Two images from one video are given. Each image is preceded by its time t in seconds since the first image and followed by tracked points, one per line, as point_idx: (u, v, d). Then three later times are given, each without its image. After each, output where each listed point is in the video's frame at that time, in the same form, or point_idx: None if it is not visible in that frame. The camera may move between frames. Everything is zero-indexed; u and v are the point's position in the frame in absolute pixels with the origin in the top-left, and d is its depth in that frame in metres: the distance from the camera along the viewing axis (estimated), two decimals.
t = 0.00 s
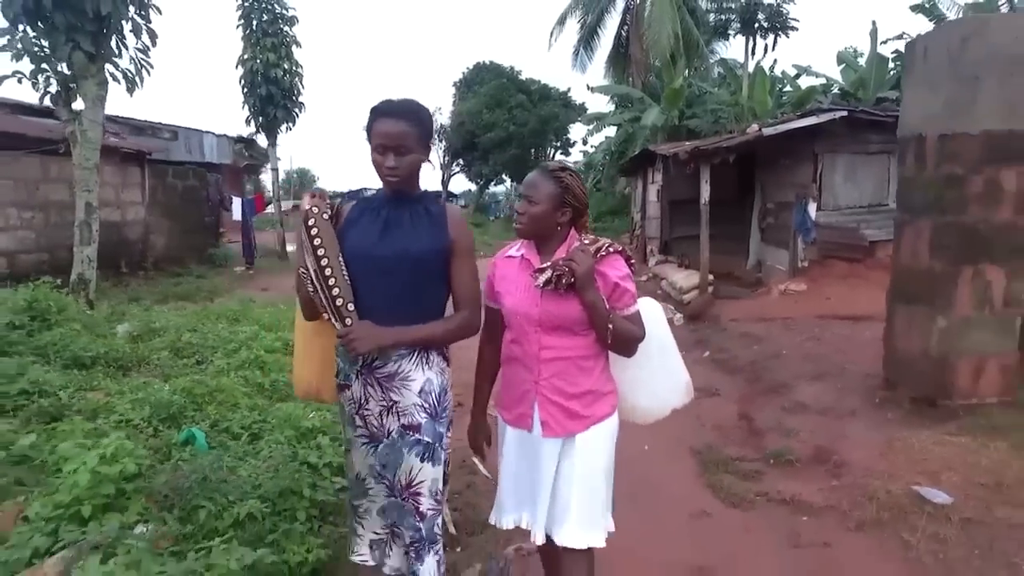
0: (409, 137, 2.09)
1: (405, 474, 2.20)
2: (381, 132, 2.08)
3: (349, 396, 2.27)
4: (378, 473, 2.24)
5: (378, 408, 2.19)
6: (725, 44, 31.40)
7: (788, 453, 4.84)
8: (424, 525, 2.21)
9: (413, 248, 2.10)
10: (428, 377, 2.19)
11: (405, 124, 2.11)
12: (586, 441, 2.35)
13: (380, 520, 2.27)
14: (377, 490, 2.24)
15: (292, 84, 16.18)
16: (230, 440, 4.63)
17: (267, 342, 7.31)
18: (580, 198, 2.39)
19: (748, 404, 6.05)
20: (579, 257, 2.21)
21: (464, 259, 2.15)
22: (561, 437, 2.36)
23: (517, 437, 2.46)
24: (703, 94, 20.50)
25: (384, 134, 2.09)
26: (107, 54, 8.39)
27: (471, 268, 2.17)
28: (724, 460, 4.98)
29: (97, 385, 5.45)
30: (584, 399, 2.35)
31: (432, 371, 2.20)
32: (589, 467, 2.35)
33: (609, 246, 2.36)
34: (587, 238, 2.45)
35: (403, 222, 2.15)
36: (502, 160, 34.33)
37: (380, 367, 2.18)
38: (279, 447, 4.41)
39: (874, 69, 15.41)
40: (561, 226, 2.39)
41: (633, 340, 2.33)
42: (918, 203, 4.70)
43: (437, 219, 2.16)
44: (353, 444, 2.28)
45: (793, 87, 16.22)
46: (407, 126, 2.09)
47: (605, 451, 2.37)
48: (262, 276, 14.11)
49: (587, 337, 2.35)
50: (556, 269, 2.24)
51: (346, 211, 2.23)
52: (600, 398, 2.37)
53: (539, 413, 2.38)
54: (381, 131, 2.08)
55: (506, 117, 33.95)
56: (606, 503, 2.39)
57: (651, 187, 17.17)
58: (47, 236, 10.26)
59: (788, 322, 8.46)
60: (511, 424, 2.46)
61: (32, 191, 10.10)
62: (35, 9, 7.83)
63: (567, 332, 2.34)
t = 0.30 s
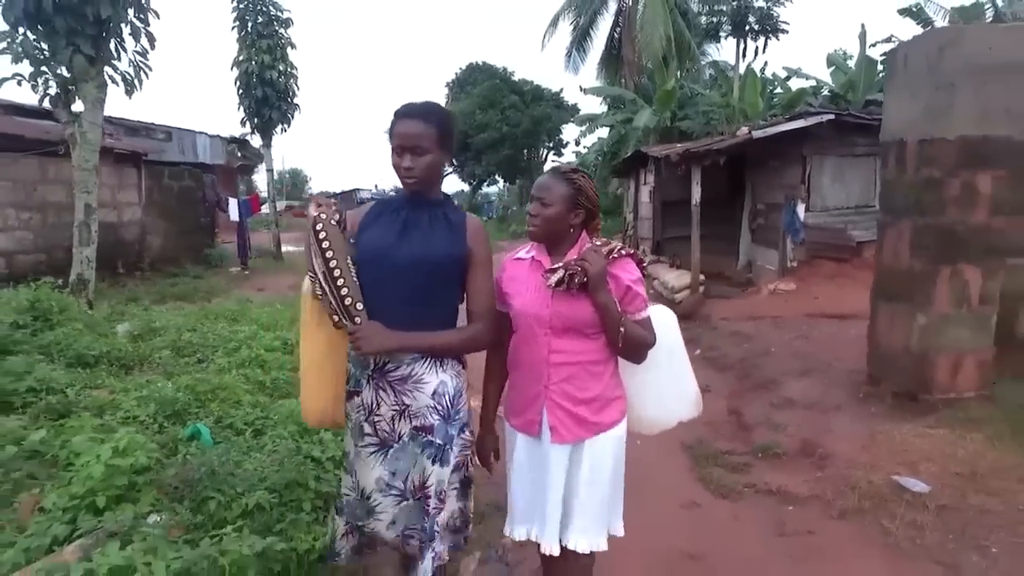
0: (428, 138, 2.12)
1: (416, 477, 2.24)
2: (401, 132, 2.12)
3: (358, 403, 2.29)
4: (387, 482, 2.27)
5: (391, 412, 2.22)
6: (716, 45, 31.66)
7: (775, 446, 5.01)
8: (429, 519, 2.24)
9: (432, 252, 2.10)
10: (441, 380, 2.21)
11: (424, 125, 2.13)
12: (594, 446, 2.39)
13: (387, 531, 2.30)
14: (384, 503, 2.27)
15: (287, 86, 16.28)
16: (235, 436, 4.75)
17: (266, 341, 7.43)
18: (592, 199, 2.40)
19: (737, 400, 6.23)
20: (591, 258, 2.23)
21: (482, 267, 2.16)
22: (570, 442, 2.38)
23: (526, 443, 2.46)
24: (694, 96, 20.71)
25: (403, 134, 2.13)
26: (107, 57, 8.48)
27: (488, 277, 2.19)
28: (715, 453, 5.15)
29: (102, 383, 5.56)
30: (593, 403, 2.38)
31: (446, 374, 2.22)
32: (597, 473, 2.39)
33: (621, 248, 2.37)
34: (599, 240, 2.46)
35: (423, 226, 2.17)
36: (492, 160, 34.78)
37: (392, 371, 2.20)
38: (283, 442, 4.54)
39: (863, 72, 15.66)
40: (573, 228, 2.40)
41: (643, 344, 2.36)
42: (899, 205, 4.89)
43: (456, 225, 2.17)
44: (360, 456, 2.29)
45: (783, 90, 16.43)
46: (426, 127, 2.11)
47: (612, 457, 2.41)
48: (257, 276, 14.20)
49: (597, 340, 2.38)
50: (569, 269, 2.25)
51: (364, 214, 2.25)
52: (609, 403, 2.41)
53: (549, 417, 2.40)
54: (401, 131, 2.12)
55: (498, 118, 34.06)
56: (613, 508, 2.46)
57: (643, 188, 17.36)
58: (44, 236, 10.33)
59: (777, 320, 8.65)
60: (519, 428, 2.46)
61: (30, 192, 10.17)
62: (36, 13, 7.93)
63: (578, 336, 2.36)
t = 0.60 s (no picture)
0: (430, 140, 2.16)
1: (413, 469, 2.26)
2: (405, 134, 2.16)
3: (359, 391, 2.25)
4: (380, 471, 2.24)
5: (394, 403, 2.23)
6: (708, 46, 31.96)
7: (759, 435, 5.23)
8: (422, 512, 2.31)
9: (441, 253, 2.17)
10: (443, 375, 2.30)
11: (426, 125, 2.18)
12: (606, 437, 2.43)
13: (373, 526, 2.23)
14: (376, 492, 2.23)
15: (283, 86, 16.41)
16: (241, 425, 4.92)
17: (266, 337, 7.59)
18: (605, 194, 2.40)
19: (725, 391, 6.44)
20: (611, 250, 2.25)
21: (486, 270, 2.24)
22: (585, 432, 2.39)
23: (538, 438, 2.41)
24: (686, 96, 20.96)
25: (407, 135, 2.17)
26: (107, 59, 8.62)
27: (492, 278, 2.26)
28: (702, 442, 5.36)
29: (110, 376, 5.72)
30: (605, 395, 2.41)
31: (448, 370, 2.31)
32: (611, 460, 2.44)
33: (634, 243, 2.40)
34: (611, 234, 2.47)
35: (431, 225, 2.23)
36: (485, 160, 34.98)
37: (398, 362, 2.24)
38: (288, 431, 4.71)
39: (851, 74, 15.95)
40: (588, 223, 2.39)
41: (655, 337, 2.41)
42: (877, 204, 5.12)
43: (465, 227, 2.24)
44: (356, 442, 2.25)
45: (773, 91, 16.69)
46: (428, 129, 2.16)
47: (621, 445, 2.47)
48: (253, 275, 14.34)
49: (611, 333, 2.39)
50: (589, 262, 2.25)
51: (373, 210, 2.31)
52: (620, 395, 2.45)
53: (564, 409, 2.38)
54: (404, 134, 2.17)
55: (491, 118, 34.23)
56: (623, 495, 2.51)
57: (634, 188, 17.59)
58: (43, 235, 10.46)
59: (764, 316, 8.89)
60: (532, 423, 2.41)
61: (30, 191, 10.29)
62: (38, 15, 8.07)
63: (594, 328, 2.36)
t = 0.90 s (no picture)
0: (414, 138, 2.14)
1: (416, 474, 2.28)
2: (388, 134, 2.14)
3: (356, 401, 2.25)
4: (384, 481, 2.26)
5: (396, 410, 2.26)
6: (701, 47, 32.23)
7: (746, 424, 5.45)
8: (435, 514, 2.34)
9: (429, 251, 2.15)
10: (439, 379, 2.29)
11: (409, 124, 2.15)
12: (610, 427, 2.56)
13: (387, 537, 2.25)
14: (384, 502, 2.25)
15: (280, 87, 16.56)
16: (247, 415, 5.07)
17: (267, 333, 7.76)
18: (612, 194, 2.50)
19: (714, 383, 6.66)
20: (627, 248, 2.38)
21: (471, 264, 2.21)
22: (595, 423, 2.49)
23: (549, 430, 2.48)
24: (678, 97, 21.19)
25: (390, 136, 2.15)
26: (110, 60, 8.77)
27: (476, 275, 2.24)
28: (691, 431, 5.58)
29: (118, 369, 5.89)
30: (611, 387, 2.53)
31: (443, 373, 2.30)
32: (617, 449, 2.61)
33: (638, 241, 2.55)
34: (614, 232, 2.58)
35: (417, 225, 2.20)
36: (479, 160, 35.17)
37: (396, 368, 2.22)
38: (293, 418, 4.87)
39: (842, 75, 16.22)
40: (596, 221, 2.49)
41: (655, 330, 2.59)
42: (858, 202, 5.35)
43: (450, 224, 2.21)
44: (360, 453, 2.27)
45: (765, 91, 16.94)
46: (412, 127, 2.13)
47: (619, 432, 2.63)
48: (250, 273, 14.50)
49: (617, 328, 2.52)
50: (607, 260, 2.36)
51: (354, 214, 2.28)
52: (621, 386, 2.57)
53: (575, 402, 2.47)
54: (388, 134, 2.14)
55: (486, 118, 34.39)
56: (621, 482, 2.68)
57: (627, 187, 17.81)
58: (45, 234, 10.59)
59: (753, 312, 9.12)
60: (543, 416, 2.47)
61: (31, 190, 10.42)
62: (43, 18, 8.23)
63: (603, 323, 2.48)
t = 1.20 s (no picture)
0: (388, 133, 2.17)
1: (405, 474, 2.29)
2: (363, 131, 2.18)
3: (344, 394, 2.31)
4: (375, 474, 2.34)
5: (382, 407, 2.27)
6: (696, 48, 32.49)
7: (736, 415, 5.68)
8: (431, 529, 2.30)
9: (409, 246, 2.19)
10: (425, 377, 2.27)
11: (383, 120, 2.19)
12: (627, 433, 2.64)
13: (380, 522, 2.38)
14: (375, 492, 2.35)
15: (279, 88, 16.75)
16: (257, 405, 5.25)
17: (272, 329, 7.95)
18: (619, 198, 2.51)
19: (706, 377, 6.88)
20: (647, 259, 2.41)
21: (456, 255, 2.22)
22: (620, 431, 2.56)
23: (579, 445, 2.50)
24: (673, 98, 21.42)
25: (365, 133, 2.19)
26: (116, 64, 8.95)
27: (464, 267, 2.24)
28: (684, 422, 5.79)
29: (130, 363, 6.07)
30: (630, 393, 2.58)
31: (430, 372, 2.28)
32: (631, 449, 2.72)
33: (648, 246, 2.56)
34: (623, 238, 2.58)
35: (398, 219, 2.23)
36: (475, 160, 35.35)
37: (381, 366, 2.26)
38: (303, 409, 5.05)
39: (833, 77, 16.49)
40: (605, 228, 2.49)
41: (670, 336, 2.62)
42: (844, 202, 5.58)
43: (432, 216, 2.22)
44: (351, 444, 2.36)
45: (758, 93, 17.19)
46: (384, 123, 2.16)
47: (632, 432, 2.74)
48: (250, 273, 14.66)
49: (635, 336, 2.55)
50: (629, 270, 2.39)
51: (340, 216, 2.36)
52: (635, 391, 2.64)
53: (601, 414, 2.51)
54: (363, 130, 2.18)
55: (482, 119, 34.58)
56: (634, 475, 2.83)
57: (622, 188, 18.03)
58: (50, 233, 10.76)
59: (745, 309, 9.36)
60: (572, 432, 2.48)
61: (36, 190, 10.58)
62: (52, 22, 8.42)
63: (623, 332, 2.50)
